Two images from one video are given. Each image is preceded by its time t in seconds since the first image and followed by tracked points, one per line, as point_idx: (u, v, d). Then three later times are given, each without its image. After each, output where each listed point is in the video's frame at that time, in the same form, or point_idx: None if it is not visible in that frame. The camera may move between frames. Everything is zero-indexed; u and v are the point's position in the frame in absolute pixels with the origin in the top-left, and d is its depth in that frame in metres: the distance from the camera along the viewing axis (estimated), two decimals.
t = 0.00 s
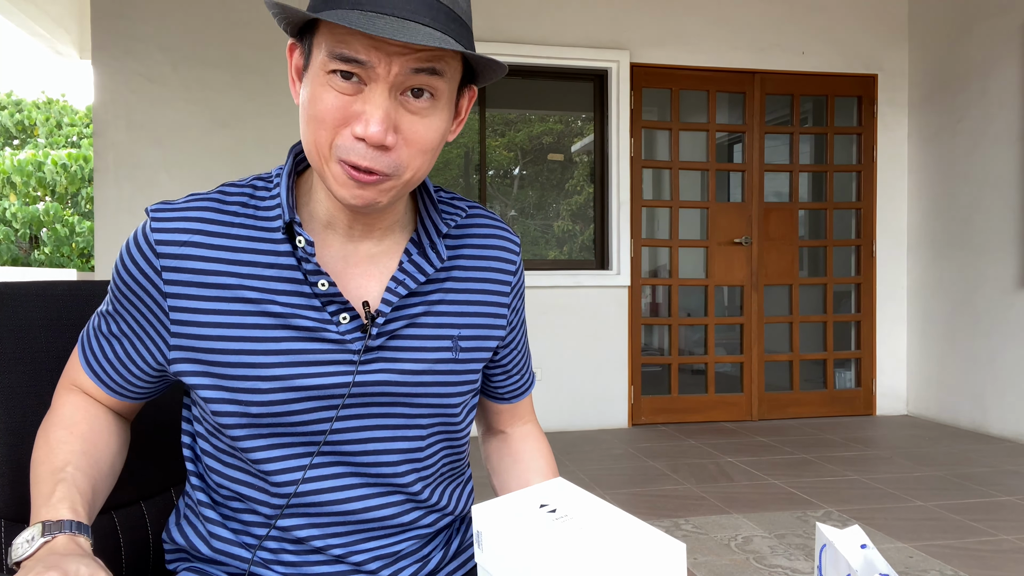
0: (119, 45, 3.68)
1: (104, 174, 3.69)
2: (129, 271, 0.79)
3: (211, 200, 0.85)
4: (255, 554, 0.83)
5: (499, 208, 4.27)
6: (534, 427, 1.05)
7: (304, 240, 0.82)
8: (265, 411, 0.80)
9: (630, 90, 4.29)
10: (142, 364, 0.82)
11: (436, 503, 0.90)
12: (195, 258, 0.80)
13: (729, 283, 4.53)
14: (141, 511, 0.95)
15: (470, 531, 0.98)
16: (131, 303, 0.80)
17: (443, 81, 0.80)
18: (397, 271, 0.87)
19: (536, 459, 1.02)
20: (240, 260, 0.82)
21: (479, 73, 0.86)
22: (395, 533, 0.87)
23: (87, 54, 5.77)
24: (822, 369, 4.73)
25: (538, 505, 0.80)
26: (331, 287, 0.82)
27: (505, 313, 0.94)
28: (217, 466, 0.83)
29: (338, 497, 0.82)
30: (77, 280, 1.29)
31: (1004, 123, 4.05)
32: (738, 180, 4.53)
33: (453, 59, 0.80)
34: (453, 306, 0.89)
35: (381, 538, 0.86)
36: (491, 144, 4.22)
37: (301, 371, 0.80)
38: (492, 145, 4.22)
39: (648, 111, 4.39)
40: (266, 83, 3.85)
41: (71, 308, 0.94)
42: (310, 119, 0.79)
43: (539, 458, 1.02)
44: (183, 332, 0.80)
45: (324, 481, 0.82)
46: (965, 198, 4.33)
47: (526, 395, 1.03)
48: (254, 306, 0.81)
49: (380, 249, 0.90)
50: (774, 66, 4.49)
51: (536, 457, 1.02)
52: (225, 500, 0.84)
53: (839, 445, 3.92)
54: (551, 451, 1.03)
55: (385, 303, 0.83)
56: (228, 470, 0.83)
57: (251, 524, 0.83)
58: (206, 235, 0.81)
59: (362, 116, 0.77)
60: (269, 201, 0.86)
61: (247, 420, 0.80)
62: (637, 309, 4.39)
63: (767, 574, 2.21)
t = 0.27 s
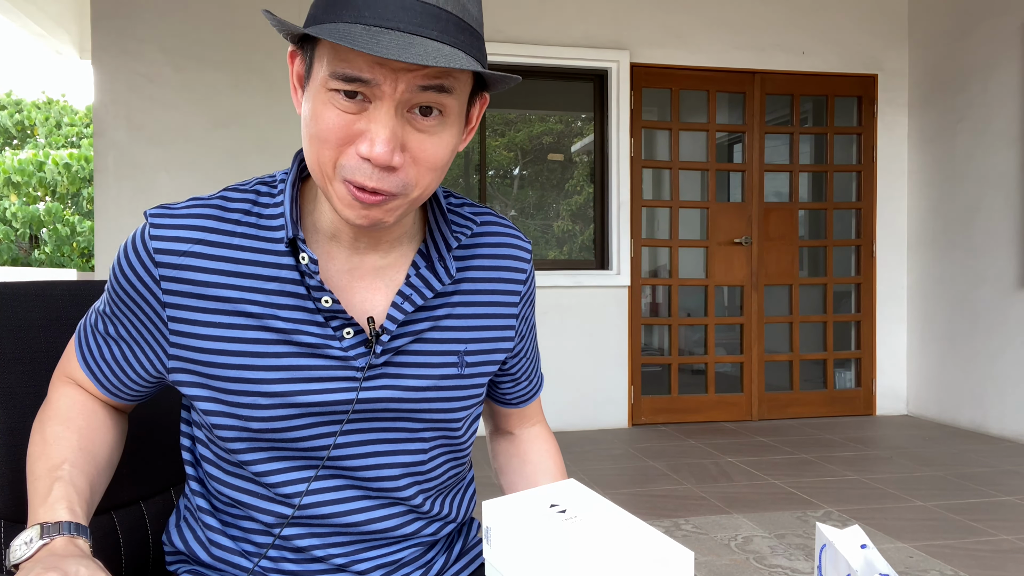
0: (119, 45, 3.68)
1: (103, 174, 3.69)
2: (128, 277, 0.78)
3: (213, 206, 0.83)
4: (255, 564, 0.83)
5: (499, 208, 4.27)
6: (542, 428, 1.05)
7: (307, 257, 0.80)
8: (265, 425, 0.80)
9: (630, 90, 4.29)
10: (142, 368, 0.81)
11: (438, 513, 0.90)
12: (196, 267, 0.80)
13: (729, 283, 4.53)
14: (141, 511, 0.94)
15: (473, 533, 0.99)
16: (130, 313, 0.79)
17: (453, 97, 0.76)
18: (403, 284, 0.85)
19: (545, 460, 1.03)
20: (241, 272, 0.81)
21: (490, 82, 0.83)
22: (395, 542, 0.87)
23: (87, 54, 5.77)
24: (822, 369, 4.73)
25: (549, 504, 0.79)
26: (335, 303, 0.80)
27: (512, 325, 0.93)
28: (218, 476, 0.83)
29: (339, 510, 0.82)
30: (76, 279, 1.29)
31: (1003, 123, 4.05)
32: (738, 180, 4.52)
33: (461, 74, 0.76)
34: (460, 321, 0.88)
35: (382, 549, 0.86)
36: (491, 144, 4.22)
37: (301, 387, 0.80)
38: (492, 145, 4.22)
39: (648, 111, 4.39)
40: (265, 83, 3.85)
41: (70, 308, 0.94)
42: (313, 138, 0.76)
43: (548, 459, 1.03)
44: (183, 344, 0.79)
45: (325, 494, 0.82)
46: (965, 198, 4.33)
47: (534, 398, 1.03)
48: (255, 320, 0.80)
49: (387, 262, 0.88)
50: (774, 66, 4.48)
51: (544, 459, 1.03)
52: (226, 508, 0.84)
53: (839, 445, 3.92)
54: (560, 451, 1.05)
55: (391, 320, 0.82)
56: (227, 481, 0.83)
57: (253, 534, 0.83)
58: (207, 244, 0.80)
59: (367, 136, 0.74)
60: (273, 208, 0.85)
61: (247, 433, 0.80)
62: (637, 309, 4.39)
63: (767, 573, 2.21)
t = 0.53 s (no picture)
0: (118, 45, 3.68)
1: (104, 174, 3.69)
2: (125, 284, 0.78)
3: (212, 214, 0.83)
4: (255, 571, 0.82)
5: (499, 208, 4.27)
6: (547, 430, 1.05)
7: (309, 273, 0.80)
8: (264, 438, 0.80)
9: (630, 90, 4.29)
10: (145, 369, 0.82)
11: (438, 520, 0.91)
12: (197, 278, 0.80)
13: (729, 283, 4.53)
14: (140, 511, 0.94)
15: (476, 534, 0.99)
16: (130, 324, 0.80)
17: (460, 114, 0.76)
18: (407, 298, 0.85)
19: (549, 461, 1.04)
20: (242, 282, 0.81)
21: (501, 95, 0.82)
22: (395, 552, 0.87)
23: (88, 54, 5.77)
24: (822, 369, 4.73)
25: (554, 505, 0.80)
26: (336, 318, 0.80)
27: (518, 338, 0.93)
28: (218, 483, 0.83)
29: (339, 518, 0.82)
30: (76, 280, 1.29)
31: (1003, 123, 4.05)
32: (738, 180, 4.53)
33: (468, 91, 0.76)
34: (464, 334, 0.89)
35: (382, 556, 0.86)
36: (491, 144, 4.22)
37: (300, 400, 0.80)
38: (492, 145, 4.22)
39: (648, 111, 4.39)
40: (265, 83, 3.85)
41: (68, 309, 0.94)
42: (316, 150, 0.76)
43: (552, 461, 1.04)
44: (181, 355, 0.80)
45: (324, 504, 0.82)
46: (965, 198, 4.33)
47: (539, 401, 1.03)
48: (254, 333, 0.80)
49: (390, 273, 0.89)
50: (774, 66, 4.48)
51: (548, 460, 1.04)
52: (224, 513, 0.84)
53: (839, 445, 3.92)
54: (562, 452, 1.05)
55: (393, 336, 0.82)
56: (223, 490, 0.83)
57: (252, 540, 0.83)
58: (207, 253, 0.80)
59: (371, 152, 0.74)
60: (275, 216, 0.85)
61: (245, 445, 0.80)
62: (637, 309, 4.39)
63: (768, 574, 2.21)
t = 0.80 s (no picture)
0: (118, 45, 3.68)
1: (104, 174, 3.69)
2: (125, 279, 0.78)
3: (212, 210, 0.83)
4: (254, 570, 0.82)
5: (499, 208, 4.27)
6: (546, 431, 1.05)
7: (310, 265, 0.81)
8: (264, 433, 0.80)
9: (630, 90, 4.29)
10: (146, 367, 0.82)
11: (436, 519, 0.91)
12: (196, 273, 0.80)
13: (729, 283, 4.53)
14: (140, 511, 0.94)
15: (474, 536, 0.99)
16: (130, 319, 0.80)
17: (450, 78, 0.78)
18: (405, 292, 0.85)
19: (549, 463, 1.04)
20: (241, 278, 0.81)
21: (490, 68, 0.84)
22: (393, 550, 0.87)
23: (88, 54, 5.77)
24: (822, 369, 4.73)
25: (553, 504, 0.80)
26: (336, 311, 0.80)
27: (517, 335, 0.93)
28: (217, 479, 0.83)
29: (338, 514, 0.82)
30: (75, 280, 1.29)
31: (1003, 123, 4.05)
32: (738, 180, 4.53)
33: (455, 55, 0.78)
34: (462, 330, 0.88)
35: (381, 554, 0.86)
36: (491, 144, 4.22)
37: (300, 394, 0.80)
38: (492, 145, 4.22)
39: (648, 111, 4.39)
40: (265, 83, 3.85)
41: (67, 310, 0.94)
42: (310, 123, 0.77)
43: (552, 462, 1.04)
44: (181, 351, 0.80)
45: (322, 501, 0.82)
46: (965, 198, 4.33)
47: (538, 401, 1.03)
48: (255, 327, 0.80)
49: (388, 267, 0.88)
50: (774, 66, 4.48)
51: (548, 462, 1.04)
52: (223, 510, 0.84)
53: (839, 446, 3.92)
54: (562, 453, 1.05)
55: (392, 330, 0.82)
56: (222, 487, 0.83)
57: (251, 538, 0.83)
58: (207, 248, 0.80)
59: (365, 114, 0.75)
60: (274, 212, 0.85)
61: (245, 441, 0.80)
62: (637, 309, 4.39)
63: (767, 574, 2.21)
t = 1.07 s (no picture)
0: (118, 45, 3.68)
1: (104, 174, 3.70)
2: (127, 273, 0.80)
3: (211, 202, 0.85)
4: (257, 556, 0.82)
5: (499, 208, 4.27)
6: (540, 434, 1.05)
7: (307, 238, 0.83)
8: (265, 412, 0.80)
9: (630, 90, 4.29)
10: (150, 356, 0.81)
11: (436, 508, 0.90)
12: (196, 258, 0.81)
13: (729, 283, 4.53)
14: (141, 511, 0.95)
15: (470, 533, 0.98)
16: (134, 307, 0.80)
17: (425, 46, 0.85)
18: (395, 271, 0.87)
19: (544, 467, 1.02)
20: (240, 262, 0.82)
21: (460, 37, 0.92)
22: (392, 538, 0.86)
23: (88, 54, 5.77)
24: (822, 369, 4.73)
25: (550, 505, 0.80)
26: (333, 286, 0.82)
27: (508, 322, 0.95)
28: (217, 464, 0.84)
29: (338, 496, 0.82)
30: (75, 281, 1.29)
31: (1003, 123, 4.05)
32: (738, 180, 4.53)
33: (426, 24, 0.86)
34: (453, 310, 0.89)
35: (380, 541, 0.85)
36: (491, 144, 4.22)
37: (300, 371, 0.80)
38: (492, 145, 4.22)
39: (648, 111, 4.39)
40: (265, 83, 3.86)
41: (67, 309, 0.94)
42: (301, 100, 0.84)
43: (547, 465, 1.02)
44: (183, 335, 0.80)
45: (321, 484, 0.82)
46: (965, 198, 4.33)
47: (531, 402, 1.03)
48: (255, 307, 0.81)
49: (380, 246, 0.91)
50: (774, 66, 4.48)
51: (543, 465, 1.02)
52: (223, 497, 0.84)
53: (838, 445, 3.92)
54: (557, 455, 1.04)
55: (385, 303, 0.84)
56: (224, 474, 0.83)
57: (252, 525, 0.83)
58: (207, 237, 0.82)
59: (351, 82, 0.82)
60: (270, 202, 0.87)
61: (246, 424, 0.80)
62: (637, 309, 4.39)
63: (767, 574, 2.21)
